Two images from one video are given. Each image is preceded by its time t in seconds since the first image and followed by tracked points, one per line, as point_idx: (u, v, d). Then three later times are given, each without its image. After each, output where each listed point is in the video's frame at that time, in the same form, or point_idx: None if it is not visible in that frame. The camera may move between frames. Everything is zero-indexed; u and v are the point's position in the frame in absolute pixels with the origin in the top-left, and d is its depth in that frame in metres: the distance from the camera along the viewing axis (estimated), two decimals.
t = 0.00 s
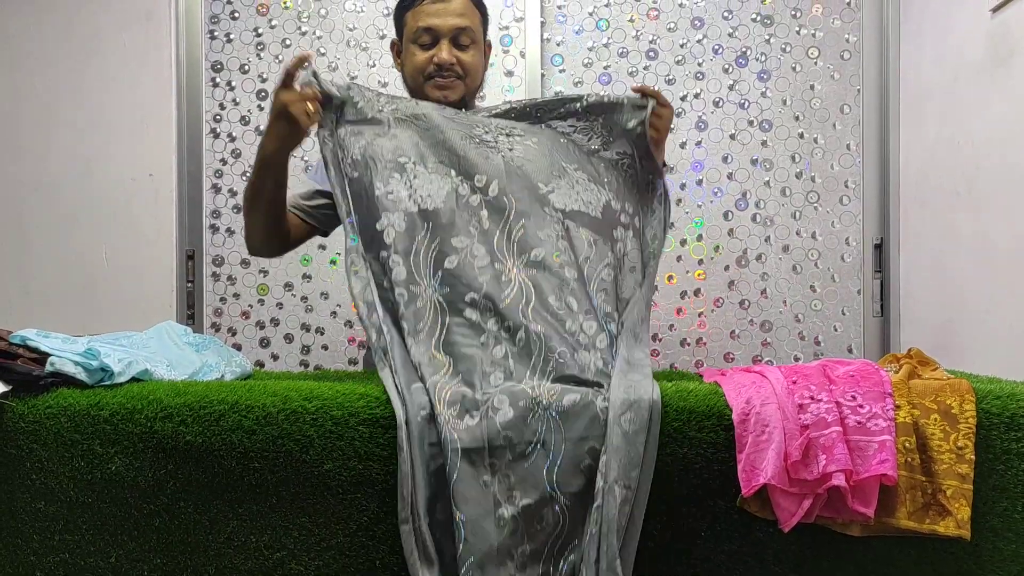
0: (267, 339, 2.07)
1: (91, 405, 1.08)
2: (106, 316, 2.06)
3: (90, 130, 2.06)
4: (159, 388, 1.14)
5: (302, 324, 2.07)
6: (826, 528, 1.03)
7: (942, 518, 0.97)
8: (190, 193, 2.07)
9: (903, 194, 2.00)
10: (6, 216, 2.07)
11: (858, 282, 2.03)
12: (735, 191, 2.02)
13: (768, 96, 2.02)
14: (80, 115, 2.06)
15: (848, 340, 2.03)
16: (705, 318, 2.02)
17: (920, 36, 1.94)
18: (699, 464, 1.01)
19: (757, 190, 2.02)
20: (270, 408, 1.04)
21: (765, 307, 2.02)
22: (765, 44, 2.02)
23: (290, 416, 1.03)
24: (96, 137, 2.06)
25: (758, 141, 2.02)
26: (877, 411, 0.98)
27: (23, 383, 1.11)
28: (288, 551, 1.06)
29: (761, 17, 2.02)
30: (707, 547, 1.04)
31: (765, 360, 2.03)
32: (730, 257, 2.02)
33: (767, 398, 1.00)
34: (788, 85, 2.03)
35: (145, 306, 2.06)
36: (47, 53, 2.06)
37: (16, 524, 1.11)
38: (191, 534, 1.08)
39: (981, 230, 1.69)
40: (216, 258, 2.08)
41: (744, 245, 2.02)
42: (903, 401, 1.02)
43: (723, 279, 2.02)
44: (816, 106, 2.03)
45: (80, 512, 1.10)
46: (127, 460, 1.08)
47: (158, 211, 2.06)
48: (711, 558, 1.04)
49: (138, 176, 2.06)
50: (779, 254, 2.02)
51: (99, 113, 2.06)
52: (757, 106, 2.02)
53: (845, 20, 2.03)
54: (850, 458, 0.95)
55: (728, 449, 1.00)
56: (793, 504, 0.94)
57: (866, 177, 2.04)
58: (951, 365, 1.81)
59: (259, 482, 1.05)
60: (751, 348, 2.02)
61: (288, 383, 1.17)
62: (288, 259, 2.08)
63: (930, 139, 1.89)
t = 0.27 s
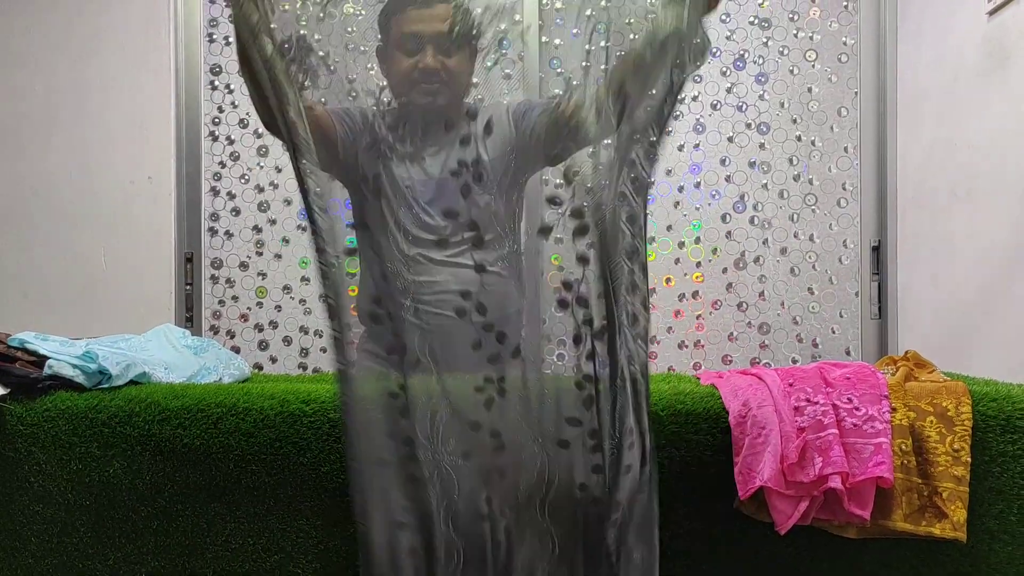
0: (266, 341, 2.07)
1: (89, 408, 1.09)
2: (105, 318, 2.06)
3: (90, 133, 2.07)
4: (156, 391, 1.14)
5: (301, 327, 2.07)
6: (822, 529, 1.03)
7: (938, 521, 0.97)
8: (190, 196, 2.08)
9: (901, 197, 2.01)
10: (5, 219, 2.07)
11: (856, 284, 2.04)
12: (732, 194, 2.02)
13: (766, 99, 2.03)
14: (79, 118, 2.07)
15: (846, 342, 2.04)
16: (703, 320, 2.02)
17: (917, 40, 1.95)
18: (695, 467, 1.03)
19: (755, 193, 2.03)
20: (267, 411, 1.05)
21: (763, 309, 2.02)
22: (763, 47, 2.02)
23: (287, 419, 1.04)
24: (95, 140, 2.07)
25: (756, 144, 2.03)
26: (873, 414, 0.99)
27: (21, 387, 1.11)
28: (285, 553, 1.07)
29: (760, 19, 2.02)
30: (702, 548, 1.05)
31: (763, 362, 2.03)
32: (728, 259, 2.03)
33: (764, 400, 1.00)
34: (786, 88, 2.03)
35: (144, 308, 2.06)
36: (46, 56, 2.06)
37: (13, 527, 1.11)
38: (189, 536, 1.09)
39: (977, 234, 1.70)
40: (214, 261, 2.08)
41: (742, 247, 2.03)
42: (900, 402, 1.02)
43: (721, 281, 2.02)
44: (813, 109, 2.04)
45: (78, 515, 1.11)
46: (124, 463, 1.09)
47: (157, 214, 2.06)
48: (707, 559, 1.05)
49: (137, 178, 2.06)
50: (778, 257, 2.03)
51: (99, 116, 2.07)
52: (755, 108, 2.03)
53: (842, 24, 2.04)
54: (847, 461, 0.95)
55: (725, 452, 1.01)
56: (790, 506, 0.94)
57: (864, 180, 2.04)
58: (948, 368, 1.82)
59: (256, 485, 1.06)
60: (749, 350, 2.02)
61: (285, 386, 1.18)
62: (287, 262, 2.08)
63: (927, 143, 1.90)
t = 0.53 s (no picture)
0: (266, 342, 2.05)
1: (91, 408, 1.10)
2: (105, 318, 2.07)
3: (90, 134, 2.07)
4: (158, 391, 1.16)
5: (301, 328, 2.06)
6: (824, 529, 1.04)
7: (940, 521, 0.97)
8: (190, 196, 2.07)
9: (900, 197, 2.02)
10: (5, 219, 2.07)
11: (857, 285, 2.03)
12: (733, 194, 2.03)
13: (766, 100, 2.03)
14: (80, 119, 2.07)
15: (847, 342, 2.03)
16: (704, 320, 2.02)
17: (918, 41, 1.95)
18: (697, 469, 1.02)
19: (756, 194, 2.03)
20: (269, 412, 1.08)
21: (763, 309, 2.02)
22: (763, 48, 2.02)
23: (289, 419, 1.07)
24: (96, 140, 2.07)
25: (757, 144, 2.03)
26: (875, 414, 0.99)
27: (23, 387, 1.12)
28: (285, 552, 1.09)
29: (760, 20, 2.03)
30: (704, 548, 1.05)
31: (765, 363, 2.03)
32: (729, 260, 2.03)
33: (766, 399, 1.00)
34: (787, 88, 2.03)
35: (145, 308, 2.06)
36: (47, 57, 2.06)
37: (14, 528, 1.11)
38: (192, 536, 1.11)
39: (978, 233, 1.70)
40: (216, 262, 2.06)
41: (742, 248, 2.03)
42: (902, 403, 1.02)
43: (721, 281, 2.02)
44: (814, 109, 2.03)
45: (79, 515, 1.11)
46: (127, 463, 1.10)
47: (158, 215, 2.06)
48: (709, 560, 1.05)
49: (138, 179, 2.07)
50: (778, 257, 2.03)
51: (100, 117, 2.07)
52: (756, 109, 2.03)
53: (843, 24, 2.04)
54: (848, 460, 0.95)
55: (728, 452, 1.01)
56: (791, 506, 0.94)
57: (865, 180, 2.04)
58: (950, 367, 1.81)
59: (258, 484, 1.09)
60: (750, 350, 2.02)
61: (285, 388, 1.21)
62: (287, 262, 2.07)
63: (928, 143, 1.90)
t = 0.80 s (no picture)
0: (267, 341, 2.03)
1: (90, 408, 1.09)
2: (105, 317, 2.06)
3: (90, 133, 2.07)
4: (158, 391, 1.16)
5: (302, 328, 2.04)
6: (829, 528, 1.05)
7: (943, 521, 0.96)
8: (190, 194, 2.05)
9: (902, 195, 2.02)
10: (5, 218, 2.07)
11: (859, 284, 2.03)
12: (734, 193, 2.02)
13: (768, 98, 2.03)
14: (79, 117, 2.07)
15: (849, 341, 2.02)
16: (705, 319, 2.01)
17: (920, 39, 1.95)
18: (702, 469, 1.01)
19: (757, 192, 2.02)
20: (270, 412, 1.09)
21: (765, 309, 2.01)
22: (765, 46, 2.02)
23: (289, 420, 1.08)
24: (96, 139, 2.07)
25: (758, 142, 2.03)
26: (878, 413, 0.98)
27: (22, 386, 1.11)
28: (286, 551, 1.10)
29: (761, 19, 2.03)
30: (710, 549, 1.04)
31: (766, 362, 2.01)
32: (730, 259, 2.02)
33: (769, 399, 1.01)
34: (788, 86, 2.02)
35: (144, 308, 2.06)
36: (47, 56, 2.06)
37: (14, 527, 1.11)
38: (194, 536, 1.12)
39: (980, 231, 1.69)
40: (216, 261, 2.04)
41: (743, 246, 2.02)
42: (904, 402, 1.02)
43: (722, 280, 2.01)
44: (816, 108, 2.02)
45: (79, 515, 1.11)
46: (127, 463, 1.10)
47: (158, 213, 2.06)
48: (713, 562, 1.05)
49: (138, 178, 2.06)
50: (780, 256, 2.02)
51: (99, 116, 2.06)
52: (757, 108, 2.03)
53: (845, 23, 2.03)
54: (851, 460, 0.95)
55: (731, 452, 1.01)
56: (794, 505, 0.95)
57: (867, 179, 2.03)
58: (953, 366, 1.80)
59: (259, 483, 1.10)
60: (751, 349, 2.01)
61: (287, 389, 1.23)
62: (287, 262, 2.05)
63: (930, 141, 1.90)
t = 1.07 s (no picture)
0: (268, 341, 2.03)
1: (92, 407, 1.10)
2: (105, 317, 2.06)
3: (90, 133, 2.07)
4: (159, 391, 1.17)
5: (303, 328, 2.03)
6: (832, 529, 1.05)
7: (944, 520, 0.97)
8: (191, 194, 2.05)
9: (903, 195, 2.02)
10: (6, 218, 2.07)
11: (860, 284, 2.02)
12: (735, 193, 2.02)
13: (769, 98, 2.03)
14: (80, 117, 2.07)
15: (850, 342, 2.01)
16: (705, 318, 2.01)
17: (920, 40, 1.96)
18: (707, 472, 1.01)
19: (758, 192, 2.03)
20: (272, 411, 1.09)
21: (765, 309, 2.01)
22: (765, 47, 2.02)
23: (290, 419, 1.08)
24: (96, 139, 2.07)
25: (759, 143, 2.03)
26: (879, 413, 0.98)
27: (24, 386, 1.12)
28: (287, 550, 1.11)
29: (763, 18, 2.02)
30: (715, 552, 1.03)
31: (766, 362, 2.01)
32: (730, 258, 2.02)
33: (770, 399, 1.02)
34: (789, 86, 2.02)
35: (145, 308, 2.06)
36: (48, 56, 2.06)
37: (16, 526, 1.12)
38: (194, 535, 1.12)
39: (981, 230, 1.69)
40: (217, 261, 2.04)
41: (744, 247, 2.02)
42: (906, 402, 1.02)
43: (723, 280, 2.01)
44: (817, 108, 2.02)
45: (81, 515, 1.12)
46: (128, 462, 1.10)
47: (158, 213, 2.06)
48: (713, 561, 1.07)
49: (139, 178, 2.06)
50: (781, 256, 2.02)
51: (99, 116, 2.06)
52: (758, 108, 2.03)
53: (846, 23, 2.03)
54: (852, 460, 0.95)
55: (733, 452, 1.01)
56: (795, 505, 0.95)
57: (868, 179, 2.03)
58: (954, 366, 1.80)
59: (260, 483, 1.10)
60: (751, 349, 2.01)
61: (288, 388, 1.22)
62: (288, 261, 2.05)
63: (930, 141, 1.90)
